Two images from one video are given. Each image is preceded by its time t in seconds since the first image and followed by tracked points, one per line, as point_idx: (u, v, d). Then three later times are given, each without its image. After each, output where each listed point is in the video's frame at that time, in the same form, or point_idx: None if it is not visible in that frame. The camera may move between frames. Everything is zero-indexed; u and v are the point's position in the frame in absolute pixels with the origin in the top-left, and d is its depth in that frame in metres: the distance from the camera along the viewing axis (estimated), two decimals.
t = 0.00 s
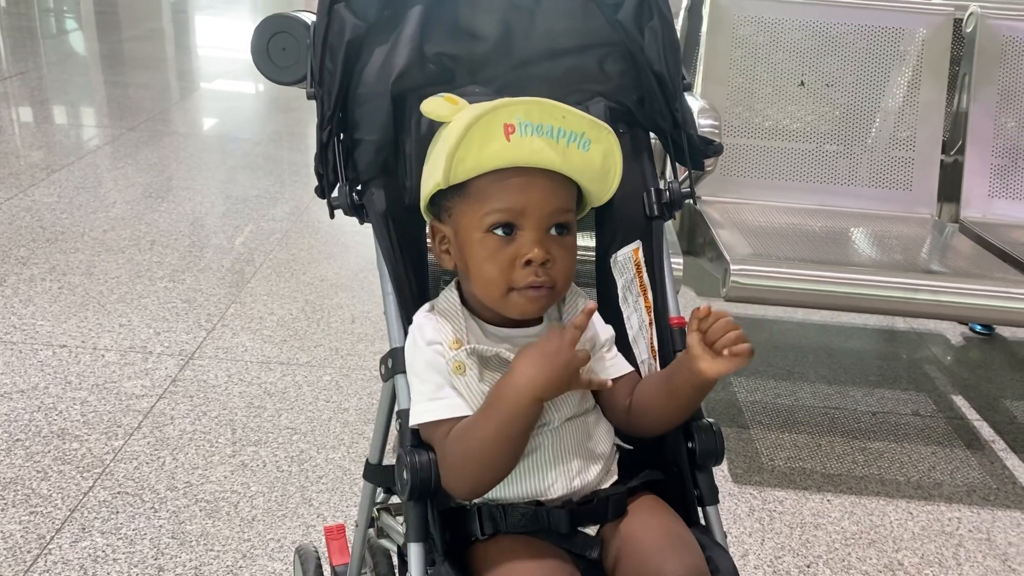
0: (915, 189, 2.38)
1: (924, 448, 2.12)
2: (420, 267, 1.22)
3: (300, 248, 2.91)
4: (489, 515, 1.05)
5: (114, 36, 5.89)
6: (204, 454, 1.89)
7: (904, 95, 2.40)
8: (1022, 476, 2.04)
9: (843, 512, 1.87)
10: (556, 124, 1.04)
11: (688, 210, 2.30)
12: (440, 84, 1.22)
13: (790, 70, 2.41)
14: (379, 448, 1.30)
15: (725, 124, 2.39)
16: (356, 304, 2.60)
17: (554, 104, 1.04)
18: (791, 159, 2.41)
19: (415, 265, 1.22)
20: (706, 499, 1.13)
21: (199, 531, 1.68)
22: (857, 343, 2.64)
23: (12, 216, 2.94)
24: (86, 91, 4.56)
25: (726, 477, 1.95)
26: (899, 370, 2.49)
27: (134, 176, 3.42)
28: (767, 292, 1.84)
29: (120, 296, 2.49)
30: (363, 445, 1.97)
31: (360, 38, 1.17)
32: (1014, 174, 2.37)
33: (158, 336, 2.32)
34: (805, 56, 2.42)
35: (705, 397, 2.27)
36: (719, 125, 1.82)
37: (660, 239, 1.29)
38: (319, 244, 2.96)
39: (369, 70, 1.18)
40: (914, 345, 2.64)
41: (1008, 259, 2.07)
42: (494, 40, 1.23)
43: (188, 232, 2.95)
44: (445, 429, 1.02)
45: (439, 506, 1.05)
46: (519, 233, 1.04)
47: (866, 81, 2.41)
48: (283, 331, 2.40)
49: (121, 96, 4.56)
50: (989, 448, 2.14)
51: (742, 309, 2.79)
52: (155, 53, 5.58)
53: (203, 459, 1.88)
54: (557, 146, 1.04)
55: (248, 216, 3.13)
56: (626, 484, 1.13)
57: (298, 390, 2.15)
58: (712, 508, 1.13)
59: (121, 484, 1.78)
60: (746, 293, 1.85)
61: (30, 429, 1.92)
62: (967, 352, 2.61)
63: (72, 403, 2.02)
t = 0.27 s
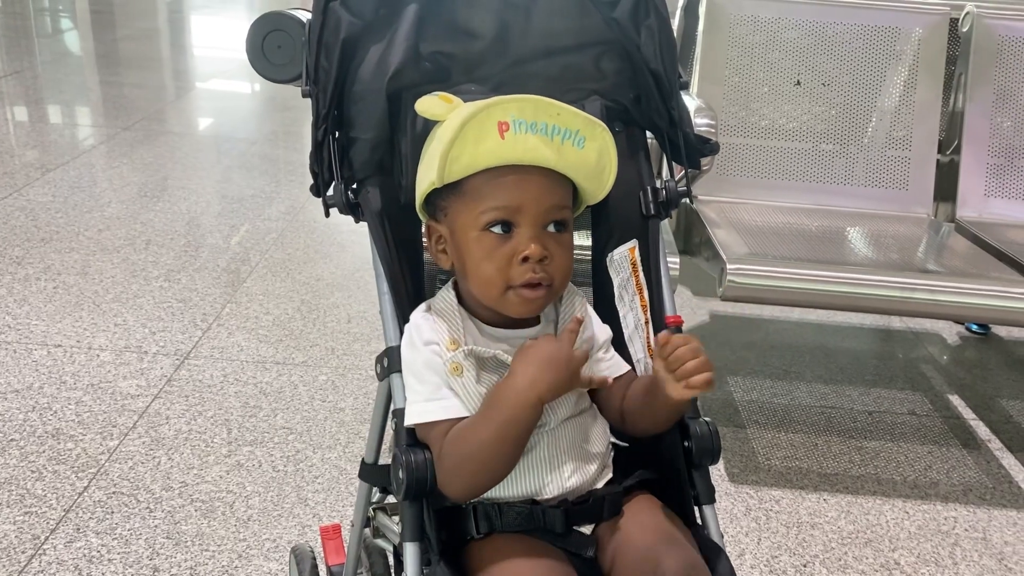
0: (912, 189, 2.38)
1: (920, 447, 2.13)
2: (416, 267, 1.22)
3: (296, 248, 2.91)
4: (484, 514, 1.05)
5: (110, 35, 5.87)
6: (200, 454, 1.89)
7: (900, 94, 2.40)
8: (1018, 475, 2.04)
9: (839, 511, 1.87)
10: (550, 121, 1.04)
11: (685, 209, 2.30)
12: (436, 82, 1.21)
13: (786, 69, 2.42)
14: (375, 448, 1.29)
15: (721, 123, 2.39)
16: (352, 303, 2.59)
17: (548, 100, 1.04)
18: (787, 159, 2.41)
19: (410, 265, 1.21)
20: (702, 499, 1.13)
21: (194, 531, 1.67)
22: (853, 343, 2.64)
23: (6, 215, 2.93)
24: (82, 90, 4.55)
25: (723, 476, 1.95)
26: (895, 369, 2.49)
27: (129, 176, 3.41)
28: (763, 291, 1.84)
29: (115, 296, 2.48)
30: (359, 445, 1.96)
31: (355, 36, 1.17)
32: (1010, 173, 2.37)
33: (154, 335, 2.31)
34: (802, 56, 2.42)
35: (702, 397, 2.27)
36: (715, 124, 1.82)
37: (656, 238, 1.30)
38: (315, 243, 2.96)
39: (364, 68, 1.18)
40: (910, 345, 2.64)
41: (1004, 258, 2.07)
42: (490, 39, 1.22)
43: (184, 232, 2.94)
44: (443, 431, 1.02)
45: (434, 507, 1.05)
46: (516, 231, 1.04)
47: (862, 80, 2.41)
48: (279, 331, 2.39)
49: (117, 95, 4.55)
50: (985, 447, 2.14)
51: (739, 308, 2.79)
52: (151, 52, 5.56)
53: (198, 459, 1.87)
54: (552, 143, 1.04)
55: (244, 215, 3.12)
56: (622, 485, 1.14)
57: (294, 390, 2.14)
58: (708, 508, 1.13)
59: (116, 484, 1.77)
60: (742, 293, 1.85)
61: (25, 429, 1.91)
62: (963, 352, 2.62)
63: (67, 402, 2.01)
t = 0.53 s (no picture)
0: (908, 188, 2.39)
1: (917, 447, 2.13)
2: (412, 267, 1.22)
3: (293, 247, 2.90)
4: (481, 514, 1.04)
5: (107, 35, 5.86)
6: (197, 454, 1.88)
7: (897, 94, 2.40)
8: (1015, 475, 2.04)
9: (836, 511, 1.87)
10: (554, 119, 1.04)
11: (682, 209, 2.30)
12: (433, 81, 1.21)
13: (784, 68, 2.42)
14: (372, 447, 1.29)
15: (718, 123, 2.39)
16: (349, 303, 2.59)
17: (553, 99, 1.03)
18: (785, 158, 2.41)
19: (407, 265, 1.21)
20: (699, 499, 1.14)
21: (191, 531, 1.67)
22: (851, 342, 2.64)
23: (3, 215, 2.92)
24: (79, 90, 4.54)
25: (720, 476, 1.95)
26: (893, 369, 2.49)
27: (126, 175, 3.40)
28: (760, 291, 1.84)
29: (112, 296, 2.48)
30: (356, 446, 1.96)
31: (351, 35, 1.17)
32: (1007, 173, 2.37)
33: (150, 335, 2.31)
34: (799, 55, 2.42)
35: (699, 396, 2.27)
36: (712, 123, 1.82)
37: (653, 238, 1.30)
38: (313, 243, 2.95)
39: (361, 67, 1.17)
40: (907, 344, 2.64)
41: (1000, 258, 2.07)
42: (487, 38, 1.22)
43: (181, 231, 2.94)
44: (441, 432, 1.02)
45: (431, 506, 1.05)
46: (518, 230, 1.04)
47: (859, 80, 2.41)
48: (276, 331, 2.39)
49: (114, 95, 4.54)
50: (982, 447, 2.14)
51: (736, 308, 2.79)
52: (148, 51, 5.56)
53: (195, 459, 1.87)
54: (555, 141, 1.03)
55: (241, 215, 3.12)
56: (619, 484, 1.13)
57: (291, 390, 2.14)
58: (704, 506, 1.14)
59: (112, 484, 1.77)
60: (739, 292, 1.85)
61: (21, 429, 1.91)
62: (960, 351, 2.62)
63: (63, 402, 2.01)
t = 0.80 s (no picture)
0: (907, 188, 2.39)
1: (916, 445, 2.14)
2: (416, 265, 1.23)
3: (294, 247, 2.91)
4: (485, 513, 1.05)
5: (106, 35, 5.86)
6: (198, 454, 1.89)
7: (896, 94, 2.41)
8: (1014, 473, 2.05)
9: (836, 509, 1.88)
10: (561, 119, 1.04)
11: (682, 208, 2.31)
12: (435, 82, 1.22)
13: (783, 68, 2.42)
14: (375, 447, 1.29)
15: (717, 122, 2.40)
16: (349, 303, 2.60)
17: (561, 99, 1.04)
18: (784, 158, 2.42)
19: (409, 264, 1.22)
20: (701, 497, 1.14)
21: (193, 530, 1.67)
22: (850, 342, 2.65)
23: (3, 216, 2.92)
24: (78, 90, 4.54)
25: (720, 475, 1.96)
26: (892, 368, 2.50)
27: (126, 176, 3.40)
28: (760, 290, 1.85)
29: (113, 296, 2.49)
30: (358, 445, 1.97)
31: (354, 36, 1.17)
32: (1006, 173, 2.38)
33: (151, 335, 2.31)
34: (798, 56, 2.43)
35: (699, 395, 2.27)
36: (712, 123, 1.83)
37: (654, 237, 1.31)
38: (313, 243, 2.96)
39: (364, 68, 1.18)
40: (906, 343, 2.65)
41: (999, 257, 2.08)
42: (489, 39, 1.23)
43: (181, 232, 2.94)
44: (449, 428, 1.03)
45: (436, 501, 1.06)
46: (527, 228, 1.04)
47: (858, 80, 2.42)
48: (277, 331, 2.39)
49: (113, 95, 4.55)
50: (981, 446, 2.15)
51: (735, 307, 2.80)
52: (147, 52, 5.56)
53: (197, 459, 1.87)
54: (563, 141, 1.04)
55: (241, 215, 3.12)
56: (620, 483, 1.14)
57: (292, 390, 2.15)
58: (706, 505, 1.14)
59: (114, 483, 1.77)
60: (739, 291, 1.86)
61: (23, 429, 1.91)
62: (958, 350, 2.63)
63: (65, 402, 2.01)
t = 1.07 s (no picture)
0: (906, 186, 2.39)
1: (916, 443, 2.14)
2: (416, 267, 1.22)
3: (293, 247, 2.91)
4: (484, 510, 1.05)
5: (105, 35, 5.86)
6: (198, 453, 1.89)
7: (895, 92, 2.41)
8: (1013, 471, 2.05)
9: (836, 507, 1.88)
10: (565, 117, 1.05)
11: (681, 207, 2.31)
12: (434, 81, 1.22)
13: (782, 67, 2.42)
14: (374, 446, 1.29)
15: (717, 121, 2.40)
16: (349, 302, 2.60)
17: (565, 97, 1.04)
18: (784, 156, 2.41)
19: (409, 263, 1.22)
20: (700, 495, 1.15)
21: (193, 530, 1.67)
22: (849, 340, 2.65)
23: (2, 215, 2.92)
24: (77, 90, 4.54)
25: (720, 473, 1.96)
26: (892, 367, 2.50)
27: (125, 175, 3.40)
28: (760, 288, 1.85)
29: (112, 295, 2.48)
30: (357, 444, 1.97)
31: (353, 35, 1.17)
32: (1006, 171, 2.38)
33: (151, 335, 2.31)
34: (797, 54, 2.42)
35: (698, 393, 2.27)
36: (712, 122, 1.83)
37: (654, 235, 1.30)
38: (312, 243, 2.96)
39: (363, 67, 1.18)
40: (906, 342, 2.65)
41: (999, 255, 2.09)
42: (488, 37, 1.22)
43: (181, 231, 2.94)
44: (446, 427, 1.03)
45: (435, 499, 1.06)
46: (530, 225, 1.04)
47: (857, 78, 2.42)
48: (277, 330, 2.39)
49: (112, 95, 4.54)
50: (981, 444, 2.15)
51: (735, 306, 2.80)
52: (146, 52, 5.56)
53: (197, 458, 1.87)
54: (567, 138, 1.04)
55: (241, 214, 3.12)
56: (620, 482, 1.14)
57: (292, 389, 2.15)
58: (705, 503, 1.15)
59: (114, 483, 1.77)
60: (738, 290, 1.86)
61: (23, 428, 1.91)
62: (958, 348, 2.63)
63: (65, 402, 2.01)
